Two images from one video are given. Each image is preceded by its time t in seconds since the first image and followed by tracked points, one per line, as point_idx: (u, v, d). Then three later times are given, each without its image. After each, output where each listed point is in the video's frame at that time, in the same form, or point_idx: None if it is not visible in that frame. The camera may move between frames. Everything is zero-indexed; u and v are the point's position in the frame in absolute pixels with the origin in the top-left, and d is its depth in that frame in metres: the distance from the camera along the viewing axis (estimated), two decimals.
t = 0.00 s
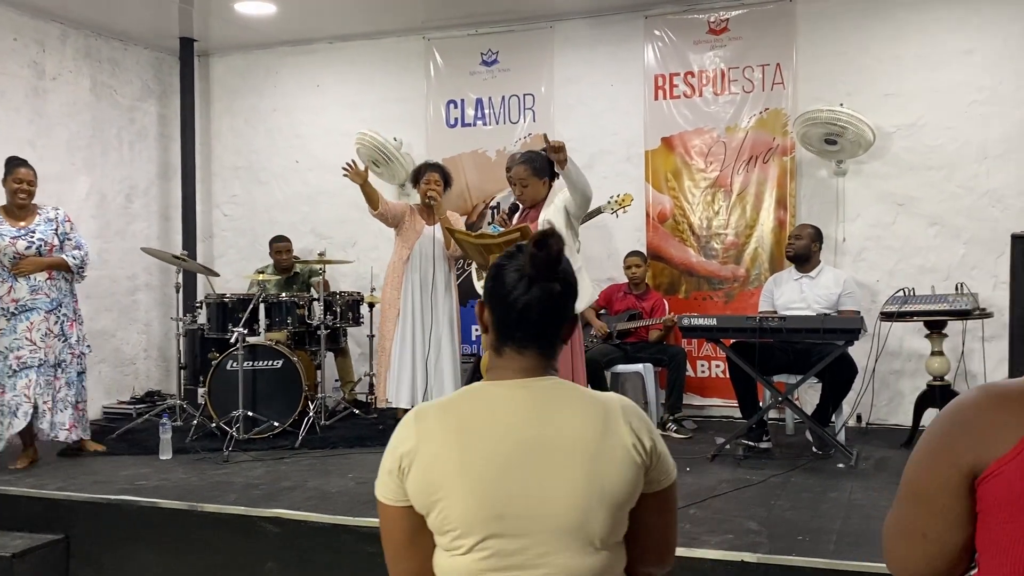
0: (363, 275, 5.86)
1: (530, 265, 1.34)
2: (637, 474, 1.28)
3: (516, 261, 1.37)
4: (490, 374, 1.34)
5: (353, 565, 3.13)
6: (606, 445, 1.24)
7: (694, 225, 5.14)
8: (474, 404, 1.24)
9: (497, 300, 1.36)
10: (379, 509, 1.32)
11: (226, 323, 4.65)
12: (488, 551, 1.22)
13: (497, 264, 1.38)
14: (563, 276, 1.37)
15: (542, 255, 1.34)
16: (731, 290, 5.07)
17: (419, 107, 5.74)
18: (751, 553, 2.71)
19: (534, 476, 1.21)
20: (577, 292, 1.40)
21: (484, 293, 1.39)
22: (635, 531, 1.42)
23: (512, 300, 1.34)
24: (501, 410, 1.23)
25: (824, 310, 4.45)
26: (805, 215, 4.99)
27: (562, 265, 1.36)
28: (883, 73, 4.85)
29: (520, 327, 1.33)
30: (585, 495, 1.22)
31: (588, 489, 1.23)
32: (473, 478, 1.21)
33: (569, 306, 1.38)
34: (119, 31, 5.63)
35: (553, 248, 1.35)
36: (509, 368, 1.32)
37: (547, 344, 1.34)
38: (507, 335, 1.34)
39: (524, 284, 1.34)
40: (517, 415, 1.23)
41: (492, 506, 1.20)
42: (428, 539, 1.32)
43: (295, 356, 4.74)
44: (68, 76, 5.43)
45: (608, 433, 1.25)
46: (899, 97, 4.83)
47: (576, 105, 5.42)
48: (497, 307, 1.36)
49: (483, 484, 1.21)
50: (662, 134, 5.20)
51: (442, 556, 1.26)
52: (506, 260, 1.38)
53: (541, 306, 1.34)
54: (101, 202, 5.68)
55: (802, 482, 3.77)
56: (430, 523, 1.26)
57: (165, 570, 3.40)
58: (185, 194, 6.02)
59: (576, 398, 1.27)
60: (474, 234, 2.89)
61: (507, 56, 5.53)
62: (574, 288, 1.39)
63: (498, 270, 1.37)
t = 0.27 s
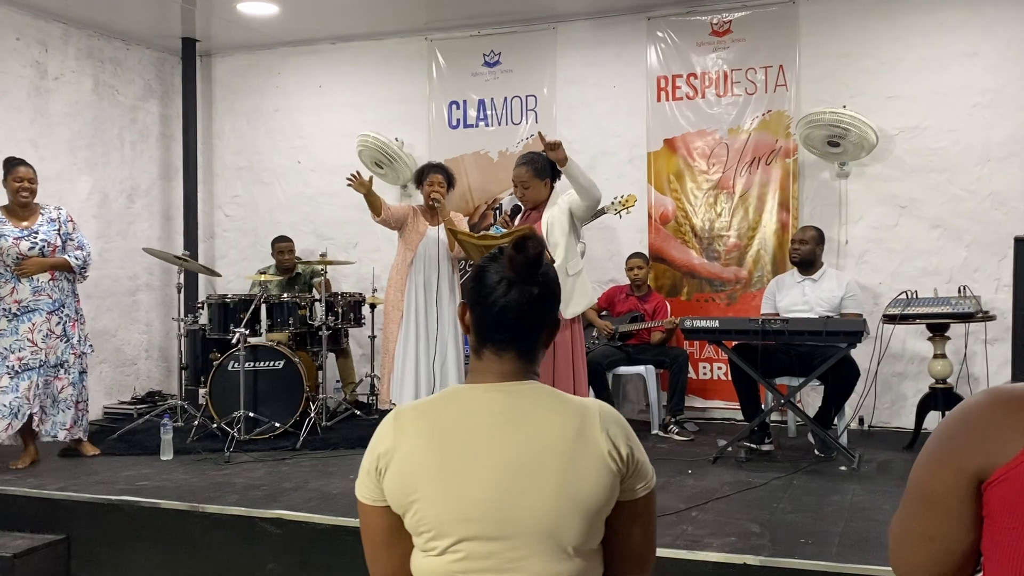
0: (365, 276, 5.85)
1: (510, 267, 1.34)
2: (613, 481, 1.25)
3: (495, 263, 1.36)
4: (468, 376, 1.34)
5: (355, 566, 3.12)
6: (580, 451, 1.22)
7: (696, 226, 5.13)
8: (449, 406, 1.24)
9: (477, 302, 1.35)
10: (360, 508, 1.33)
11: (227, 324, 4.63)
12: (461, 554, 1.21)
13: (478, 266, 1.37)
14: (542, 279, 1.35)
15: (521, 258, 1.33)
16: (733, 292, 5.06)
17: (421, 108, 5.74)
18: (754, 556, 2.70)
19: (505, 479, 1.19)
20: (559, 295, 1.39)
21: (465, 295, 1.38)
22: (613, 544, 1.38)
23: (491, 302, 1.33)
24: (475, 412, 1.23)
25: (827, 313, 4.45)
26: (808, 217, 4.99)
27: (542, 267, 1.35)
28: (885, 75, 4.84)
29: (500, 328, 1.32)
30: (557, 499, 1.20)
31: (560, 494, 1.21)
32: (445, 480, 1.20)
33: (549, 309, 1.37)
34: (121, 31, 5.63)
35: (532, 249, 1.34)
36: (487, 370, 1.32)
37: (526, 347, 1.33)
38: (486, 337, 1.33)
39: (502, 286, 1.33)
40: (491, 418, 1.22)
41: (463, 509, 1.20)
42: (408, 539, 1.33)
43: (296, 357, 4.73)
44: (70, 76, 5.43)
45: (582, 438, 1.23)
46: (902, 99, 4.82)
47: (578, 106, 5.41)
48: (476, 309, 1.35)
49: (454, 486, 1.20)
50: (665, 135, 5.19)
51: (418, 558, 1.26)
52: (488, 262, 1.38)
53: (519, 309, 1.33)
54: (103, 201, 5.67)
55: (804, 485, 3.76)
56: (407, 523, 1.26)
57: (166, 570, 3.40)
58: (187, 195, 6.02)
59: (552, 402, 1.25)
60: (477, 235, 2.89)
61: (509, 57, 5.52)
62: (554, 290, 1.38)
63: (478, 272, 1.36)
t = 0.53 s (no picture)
0: (368, 277, 5.86)
1: (503, 270, 1.34)
2: (595, 488, 1.25)
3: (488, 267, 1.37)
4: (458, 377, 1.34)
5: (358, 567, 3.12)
6: (561, 457, 1.22)
7: (699, 228, 5.13)
8: (434, 408, 1.25)
9: (469, 303, 1.36)
10: (350, 506, 1.35)
11: (231, 324, 4.67)
12: (441, 555, 1.22)
13: (473, 269, 1.39)
14: (534, 285, 1.36)
15: (513, 262, 1.34)
16: (737, 295, 5.06)
17: (425, 109, 5.74)
18: (757, 558, 2.70)
19: (485, 483, 1.20)
20: (553, 300, 1.39)
21: (459, 297, 1.39)
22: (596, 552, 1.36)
23: (481, 304, 1.34)
24: (458, 415, 1.24)
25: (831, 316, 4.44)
26: (812, 219, 4.98)
27: (534, 271, 1.35)
28: (890, 77, 4.84)
29: (490, 329, 1.33)
30: (537, 505, 1.20)
31: (540, 499, 1.20)
32: (426, 482, 1.22)
33: (541, 314, 1.37)
34: (126, 32, 5.64)
35: (525, 253, 1.34)
36: (475, 371, 1.32)
37: (515, 351, 1.33)
38: (476, 339, 1.34)
39: (494, 289, 1.34)
40: (473, 422, 1.22)
41: (443, 511, 1.21)
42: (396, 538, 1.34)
43: (300, 358, 4.74)
44: (76, 77, 5.45)
45: (564, 445, 1.23)
46: (907, 102, 4.82)
47: (583, 108, 5.42)
48: (468, 310, 1.36)
49: (435, 488, 1.21)
50: (669, 138, 5.19)
51: (402, 558, 1.28)
52: (483, 265, 1.38)
53: (509, 313, 1.33)
54: (108, 202, 5.69)
55: (808, 487, 3.76)
56: (391, 523, 1.28)
57: (169, 570, 3.41)
58: (192, 195, 6.03)
59: (535, 407, 1.25)
60: (480, 237, 2.90)
61: (514, 59, 5.53)
62: (547, 295, 1.37)
63: (472, 274, 1.37)
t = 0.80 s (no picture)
0: (375, 277, 5.86)
1: (505, 271, 1.34)
2: (600, 487, 1.25)
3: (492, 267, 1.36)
4: (463, 377, 1.35)
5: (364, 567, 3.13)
6: (566, 457, 1.22)
7: (706, 229, 5.13)
8: (439, 408, 1.26)
9: (474, 303, 1.36)
10: (359, 505, 1.35)
11: (238, 324, 4.65)
12: (448, 554, 1.23)
13: (477, 269, 1.38)
14: (537, 285, 1.35)
15: (515, 263, 1.33)
16: (743, 296, 5.06)
17: (432, 110, 5.75)
18: (762, 559, 2.69)
19: (491, 483, 1.20)
20: (557, 301, 1.38)
21: (465, 296, 1.40)
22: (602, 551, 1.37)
23: (485, 304, 1.34)
24: (463, 415, 1.24)
25: (838, 317, 4.43)
26: (819, 220, 4.98)
27: (537, 272, 1.34)
28: (897, 78, 4.83)
29: (493, 330, 1.33)
30: (542, 504, 1.21)
31: (544, 499, 1.21)
32: (432, 481, 1.22)
33: (544, 315, 1.36)
34: (134, 32, 5.66)
35: (527, 255, 1.33)
36: (480, 371, 1.33)
37: (519, 352, 1.33)
38: (479, 339, 1.35)
39: (497, 290, 1.34)
40: (478, 422, 1.23)
41: (449, 510, 1.21)
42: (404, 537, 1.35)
43: (306, 357, 4.74)
44: (85, 77, 5.47)
45: (569, 445, 1.23)
46: (914, 103, 4.81)
47: (589, 108, 5.42)
48: (473, 311, 1.37)
49: (441, 488, 1.22)
50: (675, 138, 5.19)
51: (410, 556, 1.29)
52: (487, 265, 1.38)
53: (512, 314, 1.33)
54: (116, 202, 5.70)
55: (813, 489, 3.75)
56: (399, 521, 1.29)
57: (175, 570, 3.42)
58: (199, 195, 6.04)
59: (541, 407, 1.25)
60: (486, 237, 2.91)
61: (520, 59, 5.53)
62: (551, 296, 1.37)
63: (477, 275, 1.37)
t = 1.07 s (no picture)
0: (382, 277, 5.88)
1: (527, 268, 1.35)
2: (627, 483, 1.26)
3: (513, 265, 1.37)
4: (485, 376, 1.36)
5: (371, 566, 3.14)
6: (593, 453, 1.23)
7: (713, 229, 5.12)
8: (466, 406, 1.26)
9: (495, 302, 1.37)
10: (382, 505, 1.36)
11: (246, 323, 4.69)
12: (475, 552, 1.23)
13: (498, 268, 1.40)
14: (558, 283, 1.36)
15: (536, 261, 1.34)
16: (751, 296, 5.05)
17: (439, 110, 5.76)
18: (768, 559, 2.70)
19: (520, 480, 1.21)
20: (578, 299, 1.39)
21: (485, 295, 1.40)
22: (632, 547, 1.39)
23: (506, 302, 1.35)
24: (491, 413, 1.24)
25: (846, 317, 4.43)
26: (826, 220, 4.97)
27: (558, 270, 1.35)
28: (906, 78, 4.82)
29: (514, 328, 1.34)
30: (570, 501, 1.22)
31: (573, 495, 1.22)
32: (459, 479, 1.23)
33: (565, 312, 1.37)
34: (143, 32, 5.68)
35: (549, 252, 1.34)
36: (502, 370, 1.33)
37: (541, 349, 1.34)
38: (501, 337, 1.35)
39: (518, 288, 1.35)
40: (506, 420, 1.23)
41: (476, 508, 1.22)
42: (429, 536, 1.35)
43: (314, 357, 4.76)
44: (94, 78, 5.49)
45: (595, 440, 1.24)
46: (922, 103, 4.80)
47: (596, 108, 5.42)
48: (494, 309, 1.37)
49: (469, 486, 1.22)
50: (683, 138, 5.19)
51: (435, 555, 1.28)
52: (507, 264, 1.39)
53: (534, 311, 1.34)
54: (124, 202, 5.73)
55: (820, 489, 3.74)
56: (424, 520, 1.28)
57: (183, 568, 3.43)
58: (207, 195, 6.06)
59: (568, 404, 1.26)
60: (492, 237, 2.92)
61: (527, 59, 5.54)
62: (572, 294, 1.38)
63: (498, 273, 1.38)
